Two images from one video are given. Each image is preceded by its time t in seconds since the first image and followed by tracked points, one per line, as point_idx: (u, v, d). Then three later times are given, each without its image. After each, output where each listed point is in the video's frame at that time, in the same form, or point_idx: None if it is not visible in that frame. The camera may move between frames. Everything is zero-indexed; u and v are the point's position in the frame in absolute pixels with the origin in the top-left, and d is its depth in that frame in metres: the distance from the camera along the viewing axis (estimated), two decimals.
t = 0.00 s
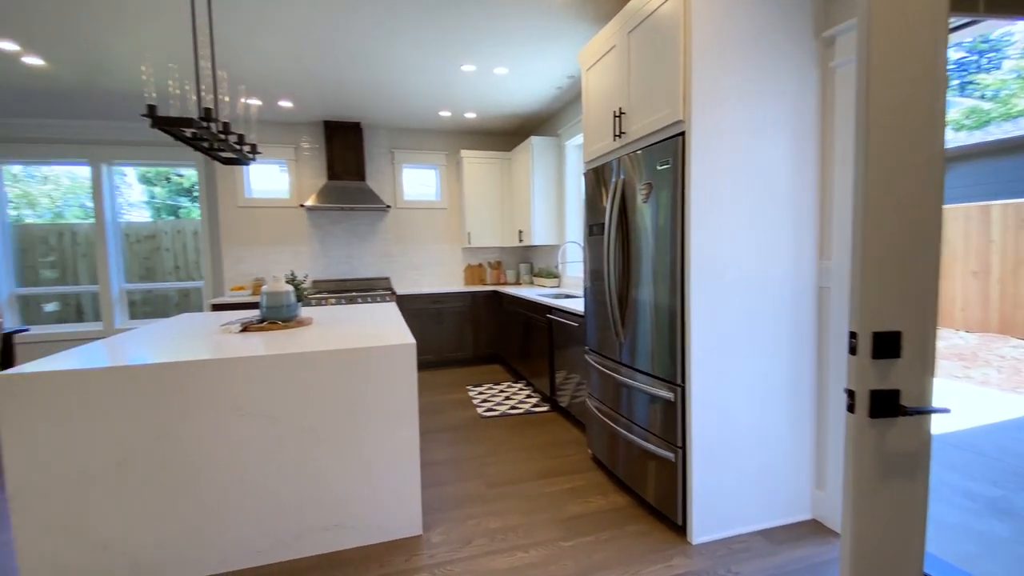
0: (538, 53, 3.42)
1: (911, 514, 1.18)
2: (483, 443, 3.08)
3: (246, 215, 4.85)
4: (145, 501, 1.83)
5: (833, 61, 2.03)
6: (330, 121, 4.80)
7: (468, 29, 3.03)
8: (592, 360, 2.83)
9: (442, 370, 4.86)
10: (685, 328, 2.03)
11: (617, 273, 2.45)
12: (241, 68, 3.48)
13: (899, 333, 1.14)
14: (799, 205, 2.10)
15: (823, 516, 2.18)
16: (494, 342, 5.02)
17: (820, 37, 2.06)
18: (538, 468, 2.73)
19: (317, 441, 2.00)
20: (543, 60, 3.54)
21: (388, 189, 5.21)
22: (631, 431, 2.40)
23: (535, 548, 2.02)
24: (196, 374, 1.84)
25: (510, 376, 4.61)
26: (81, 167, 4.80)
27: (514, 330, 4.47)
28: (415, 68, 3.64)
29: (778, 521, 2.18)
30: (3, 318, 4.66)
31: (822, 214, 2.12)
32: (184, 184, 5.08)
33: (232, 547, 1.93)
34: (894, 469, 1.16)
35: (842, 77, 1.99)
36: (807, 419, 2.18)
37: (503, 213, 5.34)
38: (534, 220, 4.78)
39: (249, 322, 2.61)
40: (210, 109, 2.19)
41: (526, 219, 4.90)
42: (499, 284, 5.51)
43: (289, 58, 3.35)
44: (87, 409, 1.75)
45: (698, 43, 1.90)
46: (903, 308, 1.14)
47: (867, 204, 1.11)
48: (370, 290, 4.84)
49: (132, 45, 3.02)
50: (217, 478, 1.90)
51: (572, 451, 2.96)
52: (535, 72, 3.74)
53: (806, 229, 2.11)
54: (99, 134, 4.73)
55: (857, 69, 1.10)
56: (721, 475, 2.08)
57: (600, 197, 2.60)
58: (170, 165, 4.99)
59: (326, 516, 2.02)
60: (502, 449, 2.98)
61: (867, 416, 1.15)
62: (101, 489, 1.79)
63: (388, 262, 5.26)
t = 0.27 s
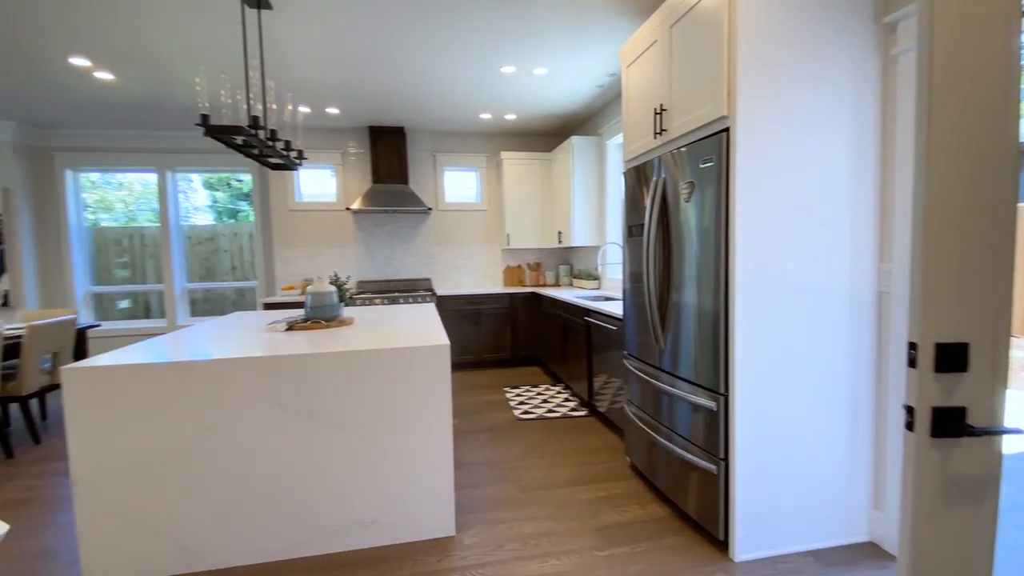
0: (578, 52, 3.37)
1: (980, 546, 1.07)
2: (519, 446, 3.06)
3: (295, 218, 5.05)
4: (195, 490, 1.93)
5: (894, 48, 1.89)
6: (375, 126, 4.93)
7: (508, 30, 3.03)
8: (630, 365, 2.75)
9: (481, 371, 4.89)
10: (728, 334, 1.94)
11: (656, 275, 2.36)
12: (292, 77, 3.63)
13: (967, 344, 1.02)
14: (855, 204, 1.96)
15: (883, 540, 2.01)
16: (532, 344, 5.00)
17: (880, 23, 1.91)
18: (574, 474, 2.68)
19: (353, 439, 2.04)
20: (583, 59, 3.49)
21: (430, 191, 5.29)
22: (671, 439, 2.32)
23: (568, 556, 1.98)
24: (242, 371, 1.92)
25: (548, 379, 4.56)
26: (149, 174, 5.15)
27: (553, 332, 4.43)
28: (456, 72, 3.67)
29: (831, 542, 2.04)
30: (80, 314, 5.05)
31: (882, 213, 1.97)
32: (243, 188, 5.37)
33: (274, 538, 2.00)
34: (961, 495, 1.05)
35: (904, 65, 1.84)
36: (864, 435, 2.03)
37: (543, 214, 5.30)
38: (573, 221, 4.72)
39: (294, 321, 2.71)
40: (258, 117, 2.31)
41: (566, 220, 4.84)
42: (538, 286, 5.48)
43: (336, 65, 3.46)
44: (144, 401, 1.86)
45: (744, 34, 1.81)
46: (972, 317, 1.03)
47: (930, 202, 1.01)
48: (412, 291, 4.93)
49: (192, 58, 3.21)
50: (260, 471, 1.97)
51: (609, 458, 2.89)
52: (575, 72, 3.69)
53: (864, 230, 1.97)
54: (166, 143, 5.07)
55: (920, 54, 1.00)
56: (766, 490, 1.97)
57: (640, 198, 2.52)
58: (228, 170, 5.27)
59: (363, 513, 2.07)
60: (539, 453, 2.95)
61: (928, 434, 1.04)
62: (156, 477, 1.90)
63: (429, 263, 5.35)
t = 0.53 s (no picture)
0: (616, 48, 3.30)
1: None
2: (552, 449, 3.02)
3: (339, 221, 5.22)
4: (236, 481, 2.01)
5: (959, 32, 1.73)
6: (415, 130, 5.02)
7: (543, 30, 3.01)
8: (667, 370, 2.66)
9: (517, 372, 4.88)
10: (769, 339, 1.83)
11: (694, 277, 2.27)
12: (336, 83, 3.76)
13: None
14: (915, 201, 1.80)
15: (944, 566, 1.85)
16: (570, 346, 4.94)
17: (942, 5, 1.76)
18: (607, 480, 2.62)
19: (385, 437, 2.07)
20: (622, 56, 3.42)
21: (468, 193, 5.34)
22: (708, 448, 2.22)
23: (596, 564, 1.93)
24: (280, 368, 1.99)
25: (585, 382, 4.50)
26: (206, 179, 5.47)
27: (590, 334, 4.36)
28: (492, 73, 3.68)
29: (885, 566, 1.89)
30: (144, 310, 5.43)
31: (945, 210, 1.81)
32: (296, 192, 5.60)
33: (309, 531, 2.07)
34: None
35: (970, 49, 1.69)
36: (924, 451, 1.87)
37: (582, 214, 5.23)
38: (612, 221, 4.63)
39: (334, 320, 2.79)
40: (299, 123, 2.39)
41: (604, 220, 4.75)
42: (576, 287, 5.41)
43: (376, 70, 3.54)
44: (190, 395, 1.96)
45: (788, 22, 1.71)
46: None
47: (991, 198, 0.91)
48: (449, 292, 4.98)
49: (242, 68, 3.38)
50: (296, 465, 2.04)
51: (645, 465, 2.80)
52: (613, 69, 3.62)
53: (925, 229, 1.81)
54: (222, 150, 5.36)
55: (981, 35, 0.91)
56: (811, 506, 1.85)
57: (678, 197, 2.43)
58: (278, 175, 5.51)
59: (393, 510, 2.10)
60: (572, 457, 2.91)
61: (988, 455, 0.94)
62: (201, 467, 2.00)
63: (467, 264, 5.40)
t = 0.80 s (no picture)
0: (651, 44, 3.21)
1: None
2: (582, 454, 2.97)
3: (377, 222, 5.35)
4: (269, 475, 2.08)
5: None
6: (451, 132, 5.07)
7: (575, 28, 2.97)
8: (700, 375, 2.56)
9: (551, 374, 4.84)
10: (808, 346, 1.73)
11: (729, 280, 2.17)
12: (373, 88, 3.85)
13: None
14: (974, 198, 1.66)
15: None
16: (604, 349, 4.85)
17: None
18: (637, 488, 2.54)
19: (410, 436, 2.10)
20: (658, 52, 3.33)
21: (502, 194, 5.36)
22: (742, 459, 2.12)
23: (622, 574, 1.87)
24: (311, 366, 2.05)
25: (619, 385, 4.41)
26: (254, 184, 5.73)
27: (624, 337, 4.27)
28: (526, 74, 3.67)
29: None
30: (198, 308, 5.78)
31: (1009, 208, 1.65)
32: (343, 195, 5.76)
33: (338, 526, 2.11)
34: None
35: None
36: (983, 469, 1.72)
37: (618, 214, 5.13)
38: (648, 221, 4.52)
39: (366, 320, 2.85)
40: (333, 129, 2.47)
41: (641, 220, 4.64)
42: (611, 289, 5.31)
43: (411, 74, 3.60)
44: (225, 391, 2.05)
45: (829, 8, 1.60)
46: None
47: None
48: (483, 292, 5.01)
49: (284, 76, 3.52)
50: (327, 461, 2.09)
51: (678, 473, 2.71)
52: (649, 65, 3.53)
53: (985, 228, 1.67)
54: (269, 156, 5.61)
55: None
56: (854, 523, 1.74)
57: (712, 196, 2.34)
58: (320, 179, 5.71)
59: (418, 509, 2.12)
60: (602, 462, 2.85)
61: None
62: (237, 460, 2.08)
63: (501, 265, 5.41)
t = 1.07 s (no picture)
0: (684, 38, 3.11)
1: None
2: (610, 458, 2.92)
3: (411, 223, 5.44)
4: (299, 468, 2.15)
5: None
6: (483, 133, 5.10)
7: (606, 25, 2.92)
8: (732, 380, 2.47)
9: (582, 376, 4.78)
10: (846, 352, 1.62)
11: (763, 282, 2.06)
12: (406, 91, 3.92)
13: None
14: None
15: None
16: (637, 352, 4.75)
17: None
18: (666, 494, 2.47)
19: (433, 434, 2.12)
20: (692, 47, 3.23)
21: (534, 194, 5.34)
22: (775, 468, 2.02)
23: None
24: (338, 364, 2.10)
25: (651, 389, 4.30)
26: (296, 187, 5.95)
27: (657, 339, 4.16)
28: (556, 73, 3.64)
29: None
30: (242, 305, 6.01)
31: None
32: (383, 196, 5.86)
33: (363, 521, 2.15)
34: None
35: None
36: None
37: (652, 214, 5.00)
38: (683, 220, 4.40)
39: (395, 319, 2.90)
40: (362, 132, 2.52)
41: (676, 220, 4.51)
42: (645, 290, 5.20)
43: (442, 76, 3.64)
44: (258, 386, 2.13)
45: None
46: None
47: None
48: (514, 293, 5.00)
49: (320, 81, 3.63)
50: (353, 457, 2.14)
51: (709, 481, 2.61)
52: (683, 60, 3.43)
53: None
54: (309, 160, 5.81)
55: None
56: (896, 541, 1.63)
57: (745, 194, 2.24)
58: (357, 181, 5.87)
59: (441, 507, 2.13)
60: (630, 467, 2.78)
61: None
62: (268, 452, 2.15)
63: (533, 265, 5.40)
